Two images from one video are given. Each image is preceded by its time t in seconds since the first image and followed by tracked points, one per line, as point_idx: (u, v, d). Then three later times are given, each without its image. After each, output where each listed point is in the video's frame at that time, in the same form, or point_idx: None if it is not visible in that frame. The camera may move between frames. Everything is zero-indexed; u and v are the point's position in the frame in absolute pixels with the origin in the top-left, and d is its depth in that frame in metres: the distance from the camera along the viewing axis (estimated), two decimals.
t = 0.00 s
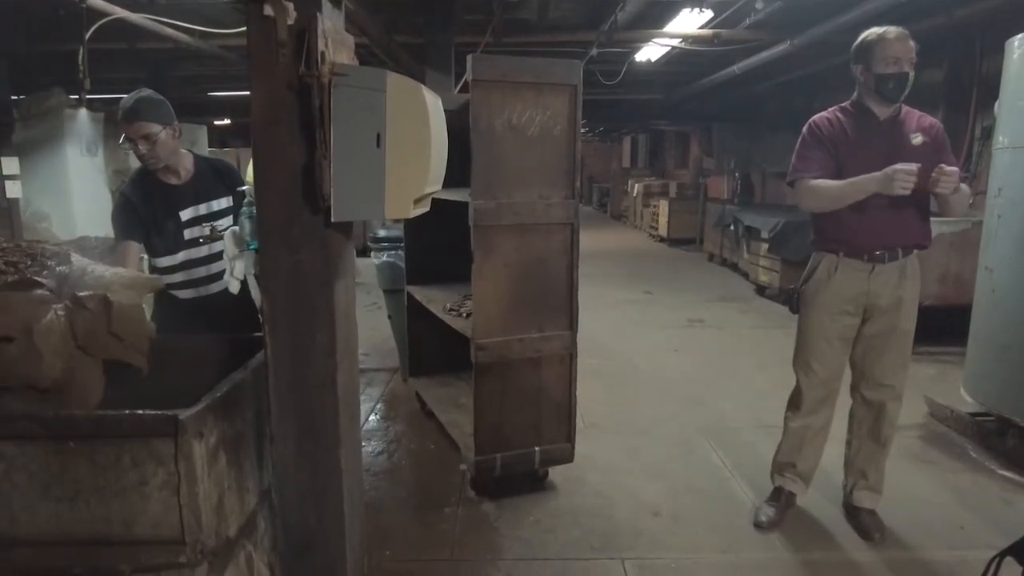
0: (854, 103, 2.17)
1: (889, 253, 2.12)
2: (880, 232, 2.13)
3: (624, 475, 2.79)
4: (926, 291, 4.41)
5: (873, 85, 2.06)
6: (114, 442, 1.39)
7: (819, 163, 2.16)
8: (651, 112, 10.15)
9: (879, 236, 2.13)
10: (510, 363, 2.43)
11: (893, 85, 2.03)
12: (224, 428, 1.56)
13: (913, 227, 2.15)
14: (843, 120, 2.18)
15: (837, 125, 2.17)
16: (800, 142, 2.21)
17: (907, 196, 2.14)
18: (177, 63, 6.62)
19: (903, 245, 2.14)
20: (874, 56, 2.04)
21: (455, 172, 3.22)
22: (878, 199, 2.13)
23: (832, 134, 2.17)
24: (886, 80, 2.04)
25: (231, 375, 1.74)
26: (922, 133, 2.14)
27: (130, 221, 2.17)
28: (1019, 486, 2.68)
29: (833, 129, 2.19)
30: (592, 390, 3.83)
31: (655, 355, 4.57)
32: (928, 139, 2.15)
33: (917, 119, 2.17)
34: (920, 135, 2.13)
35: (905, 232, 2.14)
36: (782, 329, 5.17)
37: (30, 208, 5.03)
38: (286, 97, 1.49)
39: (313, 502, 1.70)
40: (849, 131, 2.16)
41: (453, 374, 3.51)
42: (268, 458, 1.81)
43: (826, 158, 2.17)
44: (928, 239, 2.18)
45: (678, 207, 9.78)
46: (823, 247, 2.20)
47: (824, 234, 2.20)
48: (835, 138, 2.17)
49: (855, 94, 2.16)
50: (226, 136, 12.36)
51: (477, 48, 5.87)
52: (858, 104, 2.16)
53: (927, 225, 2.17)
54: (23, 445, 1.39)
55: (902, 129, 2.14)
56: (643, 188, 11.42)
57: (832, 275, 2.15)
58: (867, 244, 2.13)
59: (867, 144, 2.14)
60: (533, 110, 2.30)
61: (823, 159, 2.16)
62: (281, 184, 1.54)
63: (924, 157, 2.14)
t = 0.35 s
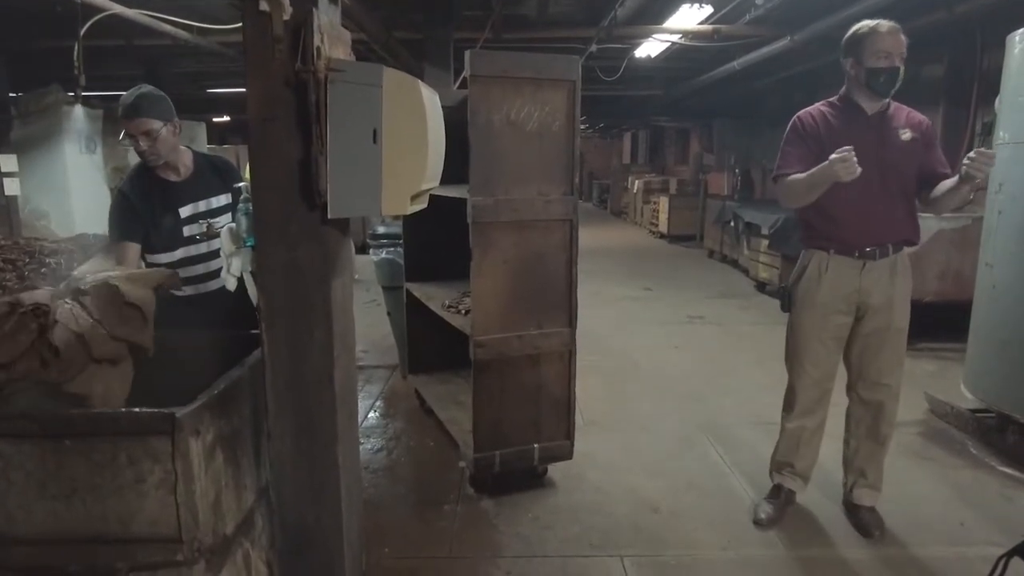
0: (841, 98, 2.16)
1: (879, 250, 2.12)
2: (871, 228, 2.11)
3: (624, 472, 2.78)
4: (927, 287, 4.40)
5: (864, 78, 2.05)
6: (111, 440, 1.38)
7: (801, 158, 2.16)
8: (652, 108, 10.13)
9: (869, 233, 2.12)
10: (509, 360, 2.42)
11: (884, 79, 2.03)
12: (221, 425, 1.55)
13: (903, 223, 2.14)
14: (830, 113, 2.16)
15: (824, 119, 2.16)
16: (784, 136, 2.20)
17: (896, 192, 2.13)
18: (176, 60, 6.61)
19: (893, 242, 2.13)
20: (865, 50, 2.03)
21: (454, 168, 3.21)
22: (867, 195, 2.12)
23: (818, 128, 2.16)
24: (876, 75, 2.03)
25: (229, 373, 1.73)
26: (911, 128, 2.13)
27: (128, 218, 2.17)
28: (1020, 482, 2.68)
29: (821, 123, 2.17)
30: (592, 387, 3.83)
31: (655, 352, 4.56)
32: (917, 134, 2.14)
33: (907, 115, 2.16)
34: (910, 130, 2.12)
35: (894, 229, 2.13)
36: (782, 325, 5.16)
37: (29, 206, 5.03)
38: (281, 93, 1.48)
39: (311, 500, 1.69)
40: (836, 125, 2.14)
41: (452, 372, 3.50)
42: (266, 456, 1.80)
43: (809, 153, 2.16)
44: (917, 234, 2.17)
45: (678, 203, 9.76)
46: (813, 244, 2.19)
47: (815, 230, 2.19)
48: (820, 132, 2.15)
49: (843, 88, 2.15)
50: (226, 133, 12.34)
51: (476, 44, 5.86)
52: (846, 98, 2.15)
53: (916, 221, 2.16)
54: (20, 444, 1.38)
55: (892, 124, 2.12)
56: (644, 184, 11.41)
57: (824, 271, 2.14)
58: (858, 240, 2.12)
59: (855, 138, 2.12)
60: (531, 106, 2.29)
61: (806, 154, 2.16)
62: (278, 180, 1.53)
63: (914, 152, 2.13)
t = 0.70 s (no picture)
0: (831, 94, 2.15)
1: (872, 247, 2.11)
2: (864, 225, 2.11)
3: (622, 469, 2.79)
4: (926, 283, 4.40)
5: (857, 76, 2.05)
6: (107, 441, 1.38)
7: (788, 157, 2.15)
8: (651, 104, 10.11)
9: (862, 230, 2.11)
10: (507, 358, 2.42)
11: (876, 78, 2.03)
12: (219, 425, 1.55)
13: (895, 220, 2.13)
14: (821, 110, 2.16)
15: (815, 115, 2.15)
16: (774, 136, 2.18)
17: (888, 189, 2.13)
18: (173, 58, 6.58)
19: (886, 239, 2.13)
20: (861, 45, 2.03)
21: (451, 166, 3.20)
22: (859, 191, 2.12)
23: (808, 125, 2.15)
24: (870, 73, 2.02)
25: (226, 372, 1.73)
26: (901, 124, 2.13)
27: (127, 218, 2.18)
28: (1019, 479, 2.68)
29: (811, 119, 2.16)
30: (590, 384, 3.82)
31: (654, 348, 4.56)
32: (907, 129, 2.14)
33: (897, 111, 2.16)
34: (900, 127, 2.12)
35: (887, 225, 2.12)
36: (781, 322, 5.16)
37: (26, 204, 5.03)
38: (276, 92, 1.47)
39: (309, 499, 1.69)
40: (827, 121, 2.13)
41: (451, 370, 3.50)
42: (263, 456, 1.80)
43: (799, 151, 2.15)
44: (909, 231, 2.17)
45: (677, 200, 9.75)
46: (806, 241, 2.19)
47: (808, 227, 2.18)
48: (811, 128, 2.14)
49: (834, 84, 2.15)
50: (224, 131, 12.31)
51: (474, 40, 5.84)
52: (836, 94, 2.14)
53: (907, 217, 2.16)
54: (15, 445, 1.38)
55: (883, 120, 2.12)
56: (643, 180, 11.38)
57: (817, 268, 2.14)
58: (850, 237, 2.11)
59: (846, 134, 2.11)
60: (529, 103, 2.28)
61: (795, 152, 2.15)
62: (274, 179, 1.52)
63: (904, 148, 2.13)
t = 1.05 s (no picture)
0: (814, 99, 2.17)
1: (853, 250, 2.14)
2: (844, 230, 2.14)
3: (608, 470, 2.80)
4: (912, 284, 4.44)
5: (844, 84, 2.08)
6: (93, 447, 1.38)
7: (770, 162, 2.17)
8: (641, 105, 10.14)
9: (843, 234, 2.14)
10: (495, 361, 2.43)
11: (862, 88, 2.06)
12: (204, 430, 1.55)
13: (874, 224, 2.16)
14: (803, 114, 2.17)
15: (798, 119, 2.16)
16: (757, 138, 2.19)
17: (867, 194, 2.16)
18: (162, 58, 6.55)
19: (866, 242, 2.15)
20: (850, 53, 2.05)
21: (440, 168, 3.21)
22: (841, 195, 2.14)
23: (791, 129, 2.16)
24: (857, 82, 2.06)
25: (212, 376, 1.73)
26: (882, 130, 2.16)
27: (116, 221, 2.19)
28: (999, 478, 2.71)
29: (795, 121, 2.16)
30: (579, 385, 3.84)
31: (642, 349, 4.58)
32: (888, 136, 2.17)
33: (879, 116, 2.19)
34: (881, 133, 2.15)
35: (867, 230, 2.15)
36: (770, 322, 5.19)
37: (12, 204, 4.98)
38: (261, 100, 1.48)
39: (295, 502, 1.70)
40: (811, 124, 2.15)
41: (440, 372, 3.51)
42: (249, 459, 1.80)
43: (781, 155, 2.17)
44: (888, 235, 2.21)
45: (668, 200, 9.78)
46: (788, 244, 2.20)
47: (790, 231, 2.19)
48: (793, 132, 2.15)
49: (818, 88, 2.17)
50: (213, 130, 12.25)
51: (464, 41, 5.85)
52: (819, 99, 2.16)
53: (885, 221, 2.19)
54: None
55: (866, 126, 2.15)
56: (633, 181, 11.41)
57: (798, 272, 2.16)
58: (832, 241, 2.14)
59: (828, 139, 2.14)
60: (516, 107, 2.29)
61: (777, 156, 2.17)
62: (259, 186, 1.53)
63: (885, 154, 2.16)
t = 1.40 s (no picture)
0: (767, 112, 2.23)
1: (802, 259, 2.20)
2: (795, 239, 2.20)
3: (568, 475, 2.83)
4: (863, 289, 4.57)
5: (794, 96, 2.14)
6: (39, 460, 1.36)
7: (725, 173, 2.21)
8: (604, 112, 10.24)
9: (793, 243, 2.20)
10: (454, 368, 2.44)
11: (811, 100, 2.13)
12: (156, 442, 1.53)
13: (824, 234, 2.23)
14: (757, 125, 2.22)
15: (751, 130, 2.21)
16: (711, 149, 2.23)
17: (818, 204, 2.23)
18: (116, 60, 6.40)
19: (816, 251, 2.22)
20: (799, 66, 2.11)
21: (400, 175, 3.20)
22: (792, 205, 2.20)
23: (745, 140, 2.21)
24: (806, 94, 2.12)
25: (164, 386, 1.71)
26: (832, 143, 2.24)
27: (69, 228, 2.17)
28: (943, 478, 2.81)
29: (749, 133, 2.21)
30: (540, 391, 3.87)
31: (603, 354, 4.62)
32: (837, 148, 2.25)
33: (829, 129, 2.26)
34: (831, 145, 2.22)
35: (817, 239, 2.22)
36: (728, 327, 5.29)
37: None
38: (215, 108, 1.46)
39: (250, 513, 1.68)
40: (764, 136, 2.20)
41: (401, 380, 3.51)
42: (203, 470, 1.78)
43: (735, 166, 2.22)
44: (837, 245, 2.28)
45: (630, 206, 9.89)
46: (741, 253, 2.25)
47: (743, 240, 2.25)
48: (747, 143, 2.20)
49: (770, 101, 2.23)
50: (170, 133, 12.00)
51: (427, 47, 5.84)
52: (772, 112, 2.23)
53: (835, 231, 2.26)
54: None
55: (816, 138, 2.22)
56: (596, 187, 11.52)
57: (749, 280, 2.22)
58: (783, 250, 2.19)
59: (780, 150, 2.19)
60: (475, 116, 2.31)
61: (732, 167, 2.22)
62: (212, 195, 1.52)
63: (834, 165, 2.24)
